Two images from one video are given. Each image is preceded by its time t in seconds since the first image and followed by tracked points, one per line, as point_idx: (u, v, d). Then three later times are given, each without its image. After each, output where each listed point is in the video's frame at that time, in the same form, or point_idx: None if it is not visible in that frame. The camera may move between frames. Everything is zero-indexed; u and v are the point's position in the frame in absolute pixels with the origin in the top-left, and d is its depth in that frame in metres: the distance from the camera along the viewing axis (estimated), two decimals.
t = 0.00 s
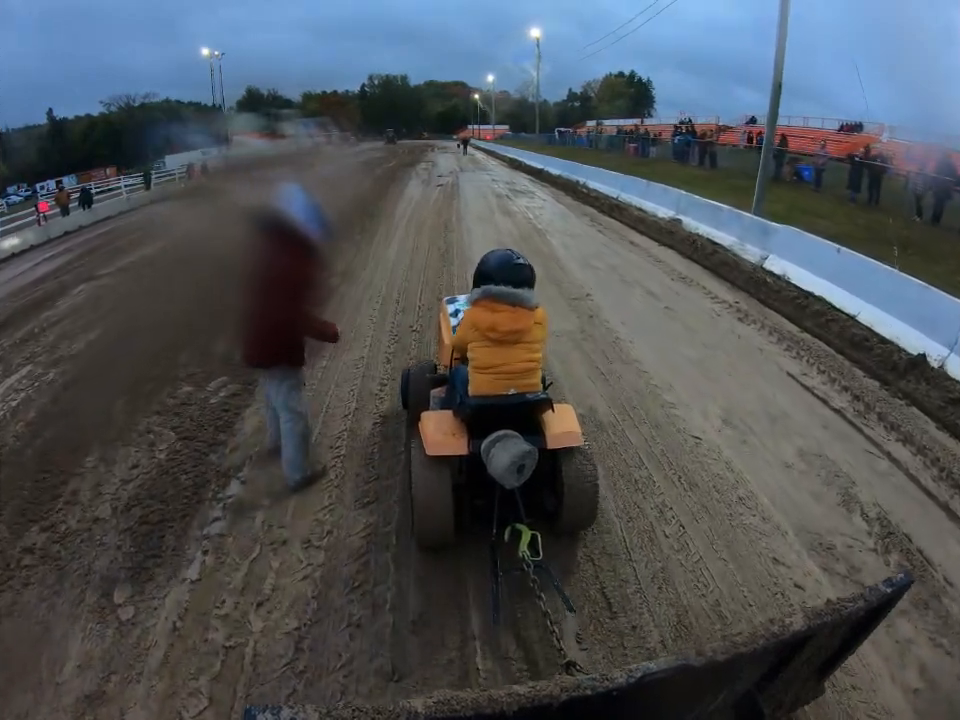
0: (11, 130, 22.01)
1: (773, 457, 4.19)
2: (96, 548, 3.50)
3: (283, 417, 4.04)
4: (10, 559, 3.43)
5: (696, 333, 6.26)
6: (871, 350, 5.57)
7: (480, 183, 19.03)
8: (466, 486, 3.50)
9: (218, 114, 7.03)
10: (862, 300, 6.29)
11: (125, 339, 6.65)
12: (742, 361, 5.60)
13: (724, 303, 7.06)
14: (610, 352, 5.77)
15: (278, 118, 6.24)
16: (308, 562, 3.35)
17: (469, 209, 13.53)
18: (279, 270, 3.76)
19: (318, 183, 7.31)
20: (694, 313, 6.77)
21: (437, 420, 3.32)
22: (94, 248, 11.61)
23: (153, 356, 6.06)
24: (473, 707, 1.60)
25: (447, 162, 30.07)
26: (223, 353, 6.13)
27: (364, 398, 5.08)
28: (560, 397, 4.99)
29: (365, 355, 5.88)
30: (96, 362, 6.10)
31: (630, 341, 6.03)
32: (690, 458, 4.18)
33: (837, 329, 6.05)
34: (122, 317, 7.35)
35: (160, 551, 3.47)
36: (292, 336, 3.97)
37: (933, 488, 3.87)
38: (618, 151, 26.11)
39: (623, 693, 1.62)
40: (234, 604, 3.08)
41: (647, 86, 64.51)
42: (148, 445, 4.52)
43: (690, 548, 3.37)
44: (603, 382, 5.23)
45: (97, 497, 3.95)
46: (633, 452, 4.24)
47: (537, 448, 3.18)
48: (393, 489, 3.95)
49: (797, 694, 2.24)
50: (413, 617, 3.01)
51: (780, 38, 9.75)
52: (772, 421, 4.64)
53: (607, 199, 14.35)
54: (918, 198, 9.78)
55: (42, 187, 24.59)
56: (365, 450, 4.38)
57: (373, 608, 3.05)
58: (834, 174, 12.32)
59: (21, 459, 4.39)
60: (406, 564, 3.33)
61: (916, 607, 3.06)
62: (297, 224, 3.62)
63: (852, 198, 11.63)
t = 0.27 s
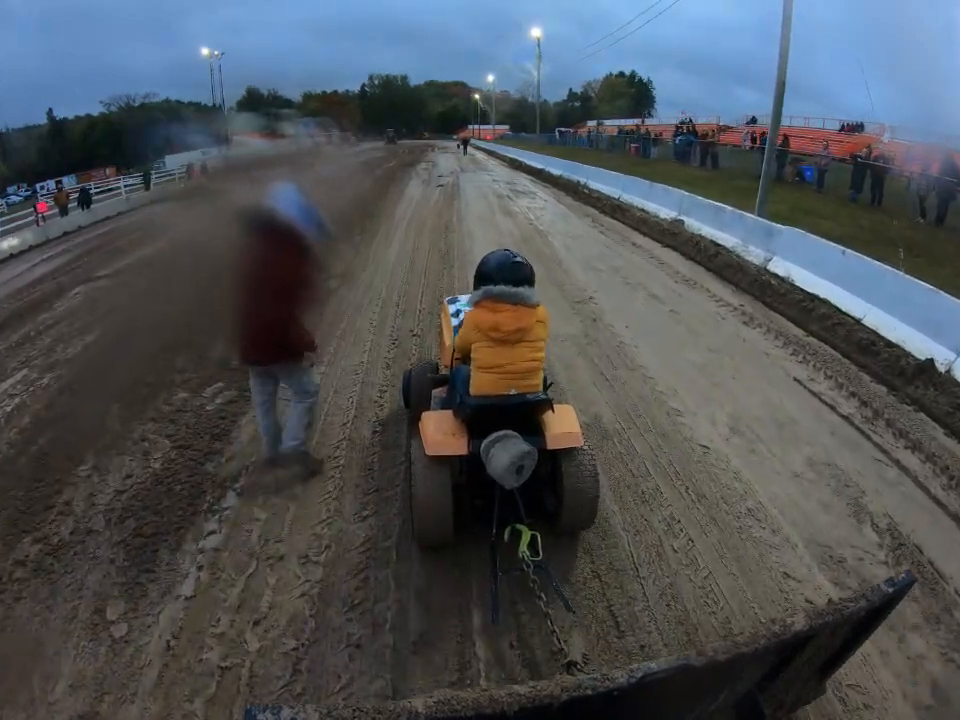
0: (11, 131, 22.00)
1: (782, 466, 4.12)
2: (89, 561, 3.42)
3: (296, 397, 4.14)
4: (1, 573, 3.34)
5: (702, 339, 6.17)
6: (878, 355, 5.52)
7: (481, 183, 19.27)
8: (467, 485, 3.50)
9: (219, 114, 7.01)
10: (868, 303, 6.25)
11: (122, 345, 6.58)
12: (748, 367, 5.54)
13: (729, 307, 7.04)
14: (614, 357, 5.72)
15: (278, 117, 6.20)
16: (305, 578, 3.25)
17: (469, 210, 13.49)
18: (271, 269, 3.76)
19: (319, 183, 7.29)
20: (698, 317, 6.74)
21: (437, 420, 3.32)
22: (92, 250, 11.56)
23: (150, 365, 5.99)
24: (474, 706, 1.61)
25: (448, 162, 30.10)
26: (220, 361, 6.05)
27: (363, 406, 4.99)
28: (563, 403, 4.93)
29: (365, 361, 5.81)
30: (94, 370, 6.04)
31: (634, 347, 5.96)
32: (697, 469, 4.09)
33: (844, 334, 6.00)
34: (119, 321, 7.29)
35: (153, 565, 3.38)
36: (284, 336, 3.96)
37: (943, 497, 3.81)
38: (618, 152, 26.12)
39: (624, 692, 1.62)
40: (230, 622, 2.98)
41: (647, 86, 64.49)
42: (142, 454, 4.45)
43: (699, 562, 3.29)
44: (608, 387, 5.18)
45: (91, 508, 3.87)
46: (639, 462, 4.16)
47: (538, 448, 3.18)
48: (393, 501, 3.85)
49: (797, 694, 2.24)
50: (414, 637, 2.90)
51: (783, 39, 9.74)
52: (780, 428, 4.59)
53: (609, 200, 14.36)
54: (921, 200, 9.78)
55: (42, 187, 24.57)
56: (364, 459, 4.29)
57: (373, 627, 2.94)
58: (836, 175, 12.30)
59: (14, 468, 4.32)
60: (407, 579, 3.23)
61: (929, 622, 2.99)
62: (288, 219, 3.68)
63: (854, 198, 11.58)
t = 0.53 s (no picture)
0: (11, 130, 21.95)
1: (791, 476, 4.04)
2: (83, 575, 3.30)
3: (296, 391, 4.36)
4: None
5: (709, 345, 6.04)
6: (885, 359, 5.45)
7: (481, 183, 19.23)
8: (469, 485, 3.51)
9: (219, 114, 6.97)
10: (874, 306, 6.20)
11: (117, 345, 6.41)
12: (755, 372, 5.45)
13: (734, 309, 6.98)
14: (617, 361, 5.65)
15: (278, 116, 6.17)
16: (303, 595, 3.14)
17: (470, 210, 13.44)
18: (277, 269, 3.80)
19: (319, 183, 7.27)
20: (703, 320, 6.67)
21: (440, 419, 3.33)
22: (90, 250, 11.46)
23: (147, 365, 5.79)
24: (474, 706, 1.61)
25: (448, 162, 30.09)
26: (216, 362, 5.84)
27: (363, 413, 4.86)
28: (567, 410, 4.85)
29: (365, 366, 5.72)
30: (89, 370, 5.87)
31: (641, 352, 5.85)
32: (706, 480, 3.99)
33: (850, 337, 5.93)
34: (117, 321, 7.17)
35: (148, 581, 3.25)
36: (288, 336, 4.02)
37: (954, 506, 3.74)
38: (619, 151, 26.09)
39: (624, 693, 1.62)
40: (226, 641, 2.89)
41: (648, 86, 64.43)
42: (137, 461, 4.28)
43: (708, 576, 3.21)
44: (614, 393, 5.09)
45: (85, 518, 3.73)
46: (646, 473, 4.06)
47: (540, 447, 3.18)
48: (394, 513, 3.73)
49: (796, 693, 2.25)
50: (416, 658, 2.80)
51: (786, 40, 9.71)
52: (788, 435, 4.52)
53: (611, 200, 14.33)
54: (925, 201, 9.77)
55: (42, 188, 24.53)
56: (364, 468, 4.17)
57: (373, 646, 2.85)
58: (839, 175, 12.24)
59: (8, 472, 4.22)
60: (409, 595, 3.14)
61: (942, 637, 2.92)
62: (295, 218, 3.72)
63: (856, 198, 11.51)
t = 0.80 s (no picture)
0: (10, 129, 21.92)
1: (799, 487, 3.95)
2: (75, 589, 3.20)
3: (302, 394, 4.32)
4: None
5: (715, 350, 5.94)
6: (892, 365, 5.37)
7: (481, 183, 19.43)
8: (471, 485, 3.51)
9: (219, 114, 6.95)
10: (879, 309, 6.12)
11: (113, 348, 6.32)
12: (762, 378, 5.37)
13: (738, 313, 6.92)
14: (621, 365, 5.58)
15: (279, 115, 6.17)
16: (300, 613, 3.03)
17: (471, 211, 13.41)
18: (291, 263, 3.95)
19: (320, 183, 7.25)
20: (708, 323, 6.60)
21: (442, 418, 3.33)
22: (88, 251, 11.40)
23: (142, 371, 5.70)
24: (474, 706, 1.61)
25: (448, 162, 30.10)
26: (213, 367, 5.74)
27: (361, 421, 4.76)
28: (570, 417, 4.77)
29: (364, 371, 5.64)
30: (85, 373, 5.78)
31: (645, 357, 5.76)
32: (713, 492, 3.89)
33: (856, 342, 5.86)
34: (114, 323, 7.08)
35: (142, 596, 3.15)
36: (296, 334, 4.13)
37: None
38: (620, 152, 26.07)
39: (624, 692, 1.62)
40: (222, 658, 2.80)
41: (648, 86, 64.38)
42: (132, 471, 4.19)
43: (717, 592, 3.12)
44: (619, 400, 5.00)
45: (78, 529, 3.64)
46: (653, 484, 3.96)
47: (543, 447, 3.19)
48: (394, 526, 3.62)
49: (797, 693, 2.25)
50: (417, 678, 2.71)
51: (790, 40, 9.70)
52: (795, 443, 4.44)
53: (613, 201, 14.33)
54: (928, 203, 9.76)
55: (42, 187, 24.50)
56: (365, 478, 4.06)
57: (374, 666, 2.76)
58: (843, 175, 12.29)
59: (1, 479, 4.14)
60: (410, 611, 3.05)
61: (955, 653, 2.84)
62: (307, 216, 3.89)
63: (860, 199, 11.55)
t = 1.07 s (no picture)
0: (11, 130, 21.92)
1: (809, 497, 3.85)
2: (67, 605, 3.13)
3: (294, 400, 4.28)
4: None
5: (720, 355, 5.84)
6: (900, 369, 5.27)
7: (481, 183, 19.57)
8: (472, 487, 3.50)
9: (220, 114, 6.94)
10: (885, 312, 6.00)
11: (108, 353, 6.24)
12: (769, 384, 5.28)
13: (743, 316, 6.83)
14: (625, 370, 5.51)
15: (278, 115, 6.17)
16: (297, 633, 2.93)
17: (472, 212, 13.38)
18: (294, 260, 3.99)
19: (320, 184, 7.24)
20: (713, 328, 6.51)
21: (443, 418, 3.33)
22: (87, 253, 11.35)
23: (137, 378, 5.63)
24: (474, 707, 1.61)
25: (448, 162, 30.11)
26: (209, 374, 5.66)
27: (360, 430, 4.65)
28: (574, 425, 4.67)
29: (363, 377, 5.55)
30: (80, 379, 5.71)
31: (650, 363, 5.66)
32: (722, 504, 3.78)
33: (863, 346, 5.77)
34: (111, 327, 7.01)
35: (134, 612, 3.07)
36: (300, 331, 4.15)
37: None
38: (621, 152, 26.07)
39: (624, 693, 1.63)
40: (217, 680, 2.71)
41: (649, 87, 64.31)
42: (125, 481, 4.11)
43: (727, 610, 3.02)
44: (624, 407, 4.90)
45: (70, 542, 3.56)
46: (660, 496, 3.85)
47: (542, 447, 3.19)
48: (394, 541, 3.52)
49: (797, 694, 2.25)
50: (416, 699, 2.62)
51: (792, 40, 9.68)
52: (803, 451, 4.35)
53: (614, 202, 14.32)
54: (932, 204, 9.74)
55: (42, 188, 24.51)
56: (365, 490, 3.96)
57: (372, 690, 2.66)
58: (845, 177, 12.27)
59: None
60: (411, 626, 2.97)
61: None
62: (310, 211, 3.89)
63: (862, 200, 11.53)
